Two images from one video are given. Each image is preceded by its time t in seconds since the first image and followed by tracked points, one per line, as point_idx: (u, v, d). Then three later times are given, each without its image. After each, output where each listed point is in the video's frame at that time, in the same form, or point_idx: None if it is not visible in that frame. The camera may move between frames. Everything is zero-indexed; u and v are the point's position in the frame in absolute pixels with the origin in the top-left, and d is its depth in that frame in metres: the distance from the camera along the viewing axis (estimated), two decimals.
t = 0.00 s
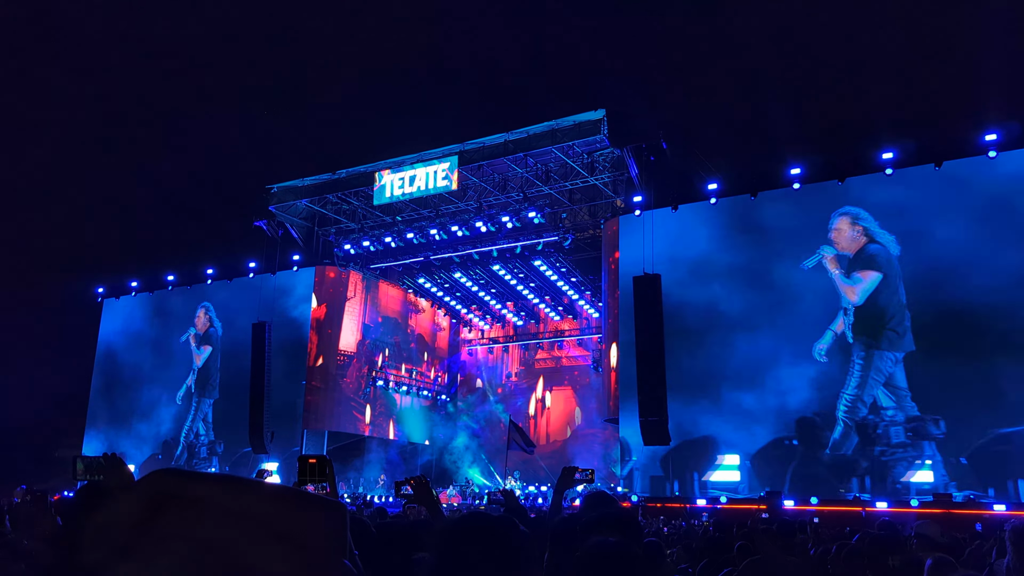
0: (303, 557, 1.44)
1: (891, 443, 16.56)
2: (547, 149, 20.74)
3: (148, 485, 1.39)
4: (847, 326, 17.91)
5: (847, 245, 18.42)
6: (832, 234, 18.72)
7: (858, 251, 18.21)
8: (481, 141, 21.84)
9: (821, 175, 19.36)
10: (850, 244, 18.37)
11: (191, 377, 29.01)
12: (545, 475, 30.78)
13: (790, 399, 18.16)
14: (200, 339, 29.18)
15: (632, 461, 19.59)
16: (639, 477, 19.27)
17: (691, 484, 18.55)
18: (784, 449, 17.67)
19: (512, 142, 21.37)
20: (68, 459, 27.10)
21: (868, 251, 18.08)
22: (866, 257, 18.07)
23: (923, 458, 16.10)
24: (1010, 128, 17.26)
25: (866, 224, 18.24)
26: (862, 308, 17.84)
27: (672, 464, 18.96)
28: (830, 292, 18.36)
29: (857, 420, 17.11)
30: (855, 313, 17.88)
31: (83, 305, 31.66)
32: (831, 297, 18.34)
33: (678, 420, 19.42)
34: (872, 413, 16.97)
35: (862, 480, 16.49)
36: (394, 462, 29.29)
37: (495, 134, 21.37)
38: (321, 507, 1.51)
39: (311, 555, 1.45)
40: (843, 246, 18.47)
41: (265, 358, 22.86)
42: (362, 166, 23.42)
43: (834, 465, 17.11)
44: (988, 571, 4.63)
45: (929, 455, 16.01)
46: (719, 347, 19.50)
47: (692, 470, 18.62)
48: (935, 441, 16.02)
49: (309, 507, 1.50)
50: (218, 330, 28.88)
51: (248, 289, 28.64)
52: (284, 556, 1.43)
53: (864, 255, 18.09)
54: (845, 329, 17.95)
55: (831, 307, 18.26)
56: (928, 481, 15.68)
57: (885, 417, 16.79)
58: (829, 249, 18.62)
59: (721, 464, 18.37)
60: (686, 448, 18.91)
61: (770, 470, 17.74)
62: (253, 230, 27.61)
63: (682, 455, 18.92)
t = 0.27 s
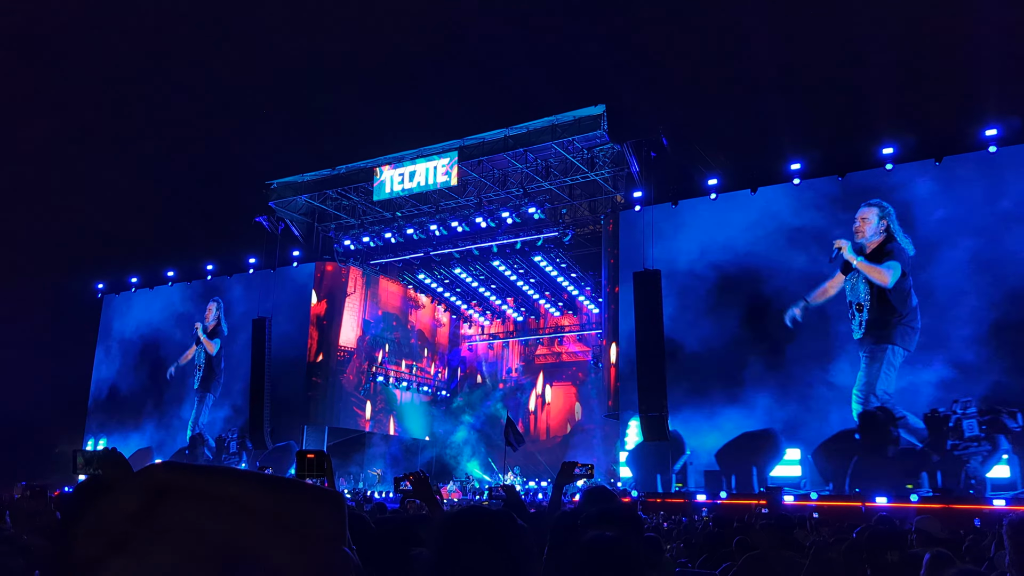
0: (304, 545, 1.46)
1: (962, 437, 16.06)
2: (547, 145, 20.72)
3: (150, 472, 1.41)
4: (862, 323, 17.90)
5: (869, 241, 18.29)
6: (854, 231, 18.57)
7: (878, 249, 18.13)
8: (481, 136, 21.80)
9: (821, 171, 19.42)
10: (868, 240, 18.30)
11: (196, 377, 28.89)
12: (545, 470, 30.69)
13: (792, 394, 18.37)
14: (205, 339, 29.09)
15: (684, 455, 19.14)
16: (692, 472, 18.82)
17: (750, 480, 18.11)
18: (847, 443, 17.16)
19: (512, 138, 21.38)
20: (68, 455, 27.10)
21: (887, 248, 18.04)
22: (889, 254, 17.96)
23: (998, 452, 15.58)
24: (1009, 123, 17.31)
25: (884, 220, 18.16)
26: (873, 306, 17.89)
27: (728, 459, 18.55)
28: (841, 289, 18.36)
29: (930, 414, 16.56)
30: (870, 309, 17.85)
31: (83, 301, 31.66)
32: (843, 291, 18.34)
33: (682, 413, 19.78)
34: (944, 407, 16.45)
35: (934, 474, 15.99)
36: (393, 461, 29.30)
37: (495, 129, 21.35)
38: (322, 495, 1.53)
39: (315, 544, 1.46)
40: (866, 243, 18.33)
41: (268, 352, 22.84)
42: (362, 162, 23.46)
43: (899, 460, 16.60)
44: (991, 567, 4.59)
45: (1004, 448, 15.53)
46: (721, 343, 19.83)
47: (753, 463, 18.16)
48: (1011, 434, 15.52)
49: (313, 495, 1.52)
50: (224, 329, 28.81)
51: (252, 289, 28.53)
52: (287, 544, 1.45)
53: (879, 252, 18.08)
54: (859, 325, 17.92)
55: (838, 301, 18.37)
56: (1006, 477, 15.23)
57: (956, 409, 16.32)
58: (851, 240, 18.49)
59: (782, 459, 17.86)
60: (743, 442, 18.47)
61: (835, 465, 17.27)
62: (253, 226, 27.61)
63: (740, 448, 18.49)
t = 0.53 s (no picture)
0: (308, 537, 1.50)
1: (1013, 432, 15.46)
2: (547, 142, 20.74)
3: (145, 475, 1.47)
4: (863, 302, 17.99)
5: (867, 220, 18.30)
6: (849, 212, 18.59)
7: (874, 231, 18.22)
8: (481, 132, 21.86)
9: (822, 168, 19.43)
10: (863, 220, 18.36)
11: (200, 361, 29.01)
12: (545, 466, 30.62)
13: (796, 387, 18.33)
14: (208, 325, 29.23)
15: (721, 451, 18.57)
16: (729, 469, 18.27)
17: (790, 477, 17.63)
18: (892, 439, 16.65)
19: (512, 134, 21.41)
20: (69, 451, 27.17)
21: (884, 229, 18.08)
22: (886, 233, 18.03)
23: None
24: (1010, 120, 17.27)
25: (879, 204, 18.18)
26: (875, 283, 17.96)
27: (766, 455, 18.04)
28: (840, 273, 18.39)
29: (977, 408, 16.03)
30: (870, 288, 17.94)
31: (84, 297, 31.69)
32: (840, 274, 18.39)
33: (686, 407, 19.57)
34: (992, 401, 15.86)
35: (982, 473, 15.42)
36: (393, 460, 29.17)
37: (495, 126, 21.40)
38: (322, 488, 1.54)
39: (314, 536, 1.51)
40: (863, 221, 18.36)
41: (268, 347, 22.83)
42: (361, 158, 23.45)
43: (945, 456, 16.07)
44: (986, 560, 4.60)
45: None
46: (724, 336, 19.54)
47: (791, 458, 17.70)
48: None
49: (309, 487, 1.54)
50: (225, 314, 28.94)
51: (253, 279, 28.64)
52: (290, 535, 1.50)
53: (876, 235, 18.14)
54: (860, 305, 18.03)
55: (836, 287, 18.39)
56: None
57: (1005, 404, 15.75)
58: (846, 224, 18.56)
59: (823, 454, 17.37)
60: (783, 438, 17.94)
61: (874, 459, 16.82)
62: (253, 223, 27.64)
63: (780, 444, 17.97)
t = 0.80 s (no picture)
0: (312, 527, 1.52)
1: None
2: (547, 138, 20.74)
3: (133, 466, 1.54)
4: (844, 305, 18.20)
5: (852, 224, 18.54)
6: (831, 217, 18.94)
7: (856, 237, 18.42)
8: (481, 129, 21.90)
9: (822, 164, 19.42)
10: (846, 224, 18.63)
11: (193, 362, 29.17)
12: (545, 462, 30.79)
13: (788, 386, 18.56)
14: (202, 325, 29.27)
15: (752, 447, 18.41)
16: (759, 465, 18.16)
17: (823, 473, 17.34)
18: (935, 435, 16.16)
19: (512, 131, 21.44)
20: (70, 448, 27.21)
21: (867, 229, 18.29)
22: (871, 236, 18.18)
23: None
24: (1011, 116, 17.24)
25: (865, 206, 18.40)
26: (855, 286, 18.16)
27: (799, 452, 17.79)
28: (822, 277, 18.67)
29: None
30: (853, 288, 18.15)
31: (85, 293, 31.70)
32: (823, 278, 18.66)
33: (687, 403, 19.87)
34: None
35: None
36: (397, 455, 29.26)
37: (495, 123, 21.43)
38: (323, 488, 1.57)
39: (316, 537, 1.52)
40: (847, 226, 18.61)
41: (268, 344, 22.86)
42: (361, 155, 23.47)
43: (993, 455, 15.52)
44: (984, 557, 4.64)
45: None
46: (723, 337, 19.82)
47: (831, 454, 17.29)
48: None
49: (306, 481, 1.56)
50: (219, 315, 28.98)
51: (250, 280, 28.65)
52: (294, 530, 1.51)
53: (861, 236, 18.33)
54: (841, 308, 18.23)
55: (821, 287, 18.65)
56: None
57: None
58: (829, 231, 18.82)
59: (858, 450, 17.08)
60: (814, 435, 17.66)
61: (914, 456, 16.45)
62: (254, 219, 27.65)
63: (814, 441, 17.69)
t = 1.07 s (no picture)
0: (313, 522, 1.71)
1: None
2: (548, 135, 20.75)
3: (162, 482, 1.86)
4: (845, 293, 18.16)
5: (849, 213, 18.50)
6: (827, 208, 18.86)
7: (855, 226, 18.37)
8: (482, 126, 21.92)
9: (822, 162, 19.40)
10: (843, 214, 18.59)
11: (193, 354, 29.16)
12: (545, 459, 30.84)
13: (786, 380, 18.49)
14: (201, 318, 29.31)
15: (798, 444, 17.74)
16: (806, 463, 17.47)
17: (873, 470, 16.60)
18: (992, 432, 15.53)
19: (512, 128, 21.45)
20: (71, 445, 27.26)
21: (868, 216, 18.27)
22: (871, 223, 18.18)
23: None
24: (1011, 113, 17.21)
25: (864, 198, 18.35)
26: (855, 276, 18.16)
27: (847, 448, 17.09)
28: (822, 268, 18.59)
29: None
30: (853, 277, 18.13)
31: (85, 290, 31.73)
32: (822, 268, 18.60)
33: (680, 399, 19.71)
34: None
35: None
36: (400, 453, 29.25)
37: (495, 120, 21.45)
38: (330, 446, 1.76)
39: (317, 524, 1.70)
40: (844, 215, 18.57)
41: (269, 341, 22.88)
42: (361, 153, 23.50)
43: None
44: (987, 554, 4.64)
45: None
46: (722, 331, 19.63)
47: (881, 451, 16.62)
48: None
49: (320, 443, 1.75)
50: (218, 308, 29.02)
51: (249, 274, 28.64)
52: (299, 525, 1.71)
53: (859, 225, 18.32)
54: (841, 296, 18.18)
55: (819, 280, 18.60)
56: None
57: None
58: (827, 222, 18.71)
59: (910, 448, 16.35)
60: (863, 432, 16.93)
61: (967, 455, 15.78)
62: (254, 216, 27.67)
63: (861, 438, 16.94)
